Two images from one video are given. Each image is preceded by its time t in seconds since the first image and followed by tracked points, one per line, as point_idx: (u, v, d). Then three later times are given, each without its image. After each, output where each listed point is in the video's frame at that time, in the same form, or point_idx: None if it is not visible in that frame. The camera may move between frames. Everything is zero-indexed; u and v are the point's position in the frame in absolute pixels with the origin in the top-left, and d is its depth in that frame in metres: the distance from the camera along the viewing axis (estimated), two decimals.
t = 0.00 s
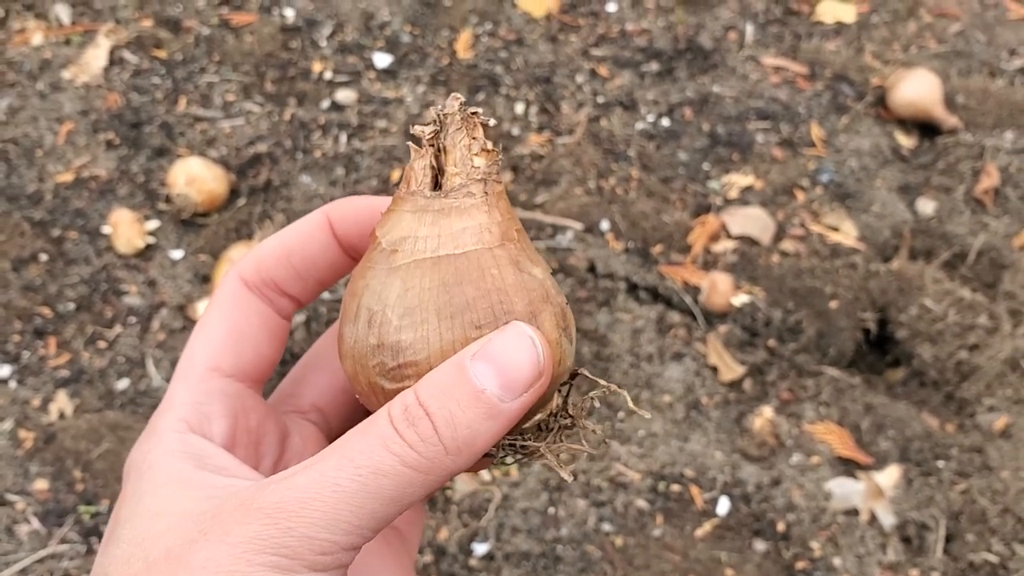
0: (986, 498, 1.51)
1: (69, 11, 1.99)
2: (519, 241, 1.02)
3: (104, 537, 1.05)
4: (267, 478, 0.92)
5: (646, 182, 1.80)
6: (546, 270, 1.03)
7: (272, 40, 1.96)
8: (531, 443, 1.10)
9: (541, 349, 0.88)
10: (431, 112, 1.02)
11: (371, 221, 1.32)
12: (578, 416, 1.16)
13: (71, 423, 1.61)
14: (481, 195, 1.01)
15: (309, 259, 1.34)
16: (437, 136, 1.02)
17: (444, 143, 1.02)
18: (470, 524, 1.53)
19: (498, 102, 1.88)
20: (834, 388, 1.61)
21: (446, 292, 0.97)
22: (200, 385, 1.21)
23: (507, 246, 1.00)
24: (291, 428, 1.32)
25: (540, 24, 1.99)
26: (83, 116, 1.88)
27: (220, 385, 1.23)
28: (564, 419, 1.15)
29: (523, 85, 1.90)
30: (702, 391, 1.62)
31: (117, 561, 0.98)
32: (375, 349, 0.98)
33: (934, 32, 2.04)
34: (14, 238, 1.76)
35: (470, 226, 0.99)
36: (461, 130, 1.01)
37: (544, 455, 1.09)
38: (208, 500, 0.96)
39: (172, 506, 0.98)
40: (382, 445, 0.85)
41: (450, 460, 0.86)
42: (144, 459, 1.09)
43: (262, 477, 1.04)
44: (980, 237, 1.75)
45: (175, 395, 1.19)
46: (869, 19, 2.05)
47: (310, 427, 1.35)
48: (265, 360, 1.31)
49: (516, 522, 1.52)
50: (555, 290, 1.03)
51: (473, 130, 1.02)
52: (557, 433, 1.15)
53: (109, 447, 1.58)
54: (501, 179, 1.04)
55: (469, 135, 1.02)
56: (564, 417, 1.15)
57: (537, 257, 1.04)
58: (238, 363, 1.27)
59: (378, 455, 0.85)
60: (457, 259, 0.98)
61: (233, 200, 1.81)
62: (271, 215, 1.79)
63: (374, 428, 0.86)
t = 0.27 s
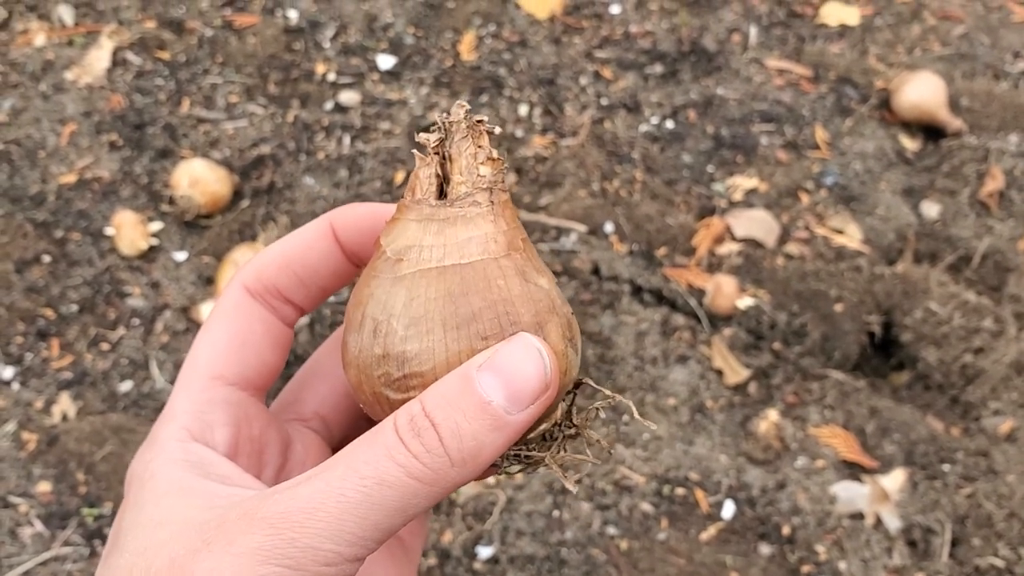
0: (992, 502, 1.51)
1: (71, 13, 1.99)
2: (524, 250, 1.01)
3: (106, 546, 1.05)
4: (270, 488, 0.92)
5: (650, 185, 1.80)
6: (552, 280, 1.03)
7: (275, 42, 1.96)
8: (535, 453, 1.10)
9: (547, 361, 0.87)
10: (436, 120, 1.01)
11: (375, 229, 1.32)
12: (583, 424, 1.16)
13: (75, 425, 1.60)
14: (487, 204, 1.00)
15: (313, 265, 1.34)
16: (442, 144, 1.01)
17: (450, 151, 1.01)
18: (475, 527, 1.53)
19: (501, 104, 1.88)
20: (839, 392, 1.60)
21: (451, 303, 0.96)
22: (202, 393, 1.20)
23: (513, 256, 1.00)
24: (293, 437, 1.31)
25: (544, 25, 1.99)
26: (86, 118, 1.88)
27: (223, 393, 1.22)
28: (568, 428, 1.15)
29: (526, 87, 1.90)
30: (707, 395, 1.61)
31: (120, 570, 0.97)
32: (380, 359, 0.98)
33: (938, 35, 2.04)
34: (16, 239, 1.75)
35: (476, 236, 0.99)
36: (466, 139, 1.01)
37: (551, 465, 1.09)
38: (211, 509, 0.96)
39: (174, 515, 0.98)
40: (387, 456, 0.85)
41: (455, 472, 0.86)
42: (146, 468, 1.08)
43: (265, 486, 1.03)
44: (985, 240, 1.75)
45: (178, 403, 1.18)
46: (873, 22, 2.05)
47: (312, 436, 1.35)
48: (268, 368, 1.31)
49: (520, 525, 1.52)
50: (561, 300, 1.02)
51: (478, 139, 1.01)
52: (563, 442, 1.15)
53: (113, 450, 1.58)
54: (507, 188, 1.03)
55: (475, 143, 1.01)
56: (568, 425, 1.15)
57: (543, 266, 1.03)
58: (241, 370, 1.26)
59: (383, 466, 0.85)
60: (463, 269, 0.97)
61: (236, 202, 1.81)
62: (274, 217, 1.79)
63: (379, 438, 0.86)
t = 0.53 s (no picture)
0: (994, 506, 1.51)
1: (73, 14, 1.99)
2: (527, 257, 1.01)
3: (106, 552, 1.05)
4: (271, 494, 0.92)
5: (652, 188, 1.80)
6: (555, 287, 1.03)
7: (277, 44, 1.96)
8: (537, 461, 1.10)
9: (550, 369, 0.87)
10: (439, 125, 1.01)
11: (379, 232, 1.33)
12: (585, 429, 1.16)
13: (75, 428, 1.60)
14: (490, 211, 1.00)
15: (314, 270, 1.34)
16: (444, 150, 1.01)
17: (452, 157, 1.01)
18: (476, 530, 1.52)
19: (503, 107, 1.88)
20: (841, 396, 1.60)
21: (454, 310, 0.96)
22: (202, 398, 1.20)
23: (515, 263, 0.99)
24: (293, 443, 1.31)
25: (546, 28, 1.99)
26: (87, 120, 1.88)
27: (223, 399, 1.22)
28: (570, 434, 1.15)
29: (528, 89, 1.90)
30: (709, 398, 1.61)
31: None
32: (383, 367, 0.98)
33: (940, 39, 2.04)
34: (17, 241, 1.75)
35: (478, 243, 0.99)
36: (469, 145, 1.01)
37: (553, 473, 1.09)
38: (211, 515, 0.96)
39: (174, 521, 0.97)
40: (389, 463, 0.84)
41: (457, 479, 0.85)
42: (146, 473, 1.08)
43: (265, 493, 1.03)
44: (986, 244, 1.75)
45: (178, 408, 1.18)
46: (875, 26, 2.05)
47: (312, 441, 1.35)
48: (269, 373, 1.30)
49: (522, 529, 1.52)
50: (564, 308, 1.02)
51: (481, 145, 1.01)
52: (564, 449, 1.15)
53: (113, 452, 1.57)
54: (509, 194, 1.03)
55: (477, 149, 1.01)
56: (570, 431, 1.15)
57: (546, 273, 1.03)
58: (241, 376, 1.26)
59: (385, 473, 0.85)
60: (466, 277, 0.97)
61: (238, 204, 1.81)
62: (276, 219, 1.78)
63: (382, 445, 0.85)
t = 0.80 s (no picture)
0: (993, 508, 1.51)
1: (74, 15, 1.99)
2: (526, 255, 1.01)
3: (105, 549, 1.04)
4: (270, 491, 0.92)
5: (652, 189, 1.80)
6: (554, 285, 1.03)
7: (277, 45, 1.96)
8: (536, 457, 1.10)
9: (549, 367, 0.87)
10: (437, 122, 1.01)
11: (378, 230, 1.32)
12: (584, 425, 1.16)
13: (75, 428, 1.60)
14: (488, 209, 1.00)
15: (314, 268, 1.34)
16: (443, 147, 1.01)
17: (451, 155, 1.01)
18: (476, 531, 1.52)
19: (503, 108, 1.88)
20: (840, 397, 1.60)
21: (453, 308, 0.96)
22: (201, 396, 1.20)
23: (514, 261, 0.99)
24: (293, 440, 1.31)
25: (546, 30, 1.99)
26: (88, 120, 1.88)
27: (222, 397, 1.22)
28: (570, 430, 1.15)
29: (528, 91, 1.90)
30: (709, 399, 1.61)
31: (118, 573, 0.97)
32: (382, 365, 0.98)
33: (940, 41, 2.04)
34: (17, 242, 1.75)
35: (477, 240, 0.99)
36: (467, 142, 1.00)
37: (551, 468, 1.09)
38: (210, 512, 0.96)
39: (172, 518, 0.97)
40: (388, 461, 0.84)
41: (456, 477, 0.85)
42: (146, 471, 1.08)
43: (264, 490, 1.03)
44: (986, 246, 1.75)
45: (177, 406, 1.18)
46: (875, 28, 2.06)
47: (312, 439, 1.35)
48: (268, 371, 1.30)
49: (521, 530, 1.52)
50: (563, 306, 1.02)
51: (478, 142, 1.01)
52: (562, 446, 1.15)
53: (113, 453, 1.57)
54: (508, 191, 1.03)
55: (476, 147, 1.01)
56: (569, 427, 1.15)
57: (545, 270, 1.03)
58: (240, 373, 1.25)
59: (383, 470, 0.84)
60: (464, 275, 0.97)
61: (238, 205, 1.81)
62: (276, 220, 1.78)
63: (381, 443, 0.85)
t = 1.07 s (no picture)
0: (994, 511, 1.51)
1: (74, 16, 1.99)
2: (530, 259, 1.01)
3: (105, 552, 1.04)
4: (271, 495, 0.91)
5: (653, 191, 1.80)
6: (557, 289, 1.02)
7: (278, 46, 1.96)
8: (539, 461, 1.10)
9: (551, 372, 0.87)
10: (444, 124, 1.01)
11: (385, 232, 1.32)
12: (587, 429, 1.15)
13: (75, 429, 1.60)
14: (493, 212, 1.00)
15: (319, 270, 1.33)
16: (449, 149, 1.01)
17: (456, 157, 1.01)
18: (476, 533, 1.52)
19: (504, 110, 1.88)
20: (841, 400, 1.60)
21: (455, 312, 0.96)
22: (202, 399, 1.20)
23: (518, 266, 0.99)
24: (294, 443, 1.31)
25: (547, 31, 1.99)
26: (88, 121, 1.88)
27: (223, 400, 1.22)
28: (573, 434, 1.14)
29: (529, 93, 1.90)
30: (709, 402, 1.61)
31: None
32: (384, 367, 0.98)
33: (941, 43, 2.04)
34: (18, 242, 1.75)
35: (481, 244, 0.98)
36: (472, 144, 1.00)
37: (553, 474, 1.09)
38: (211, 516, 0.96)
39: (173, 521, 0.97)
40: (389, 466, 0.84)
41: (457, 482, 0.85)
42: (146, 473, 1.08)
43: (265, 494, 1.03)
44: (987, 249, 1.75)
45: (178, 409, 1.18)
46: (876, 30, 2.06)
47: (313, 442, 1.35)
48: (270, 374, 1.30)
49: (522, 532, 1.52)
50: (567, 310, 1.02)
51: (484, 144, 1.01)
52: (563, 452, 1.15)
53: (113, 454, 1.57)
54: (513, 194, 1.03)
55: (481, 149, 1.01)
56: (574, 429, 1.14)
57: (549, 274, 1.03)
58: (241, 377, 1.25)
59: (384, 475, 0.84)
60: (467, 279, 0.97)
61: (238, 206, 1.81)
62: (277, 221, 1.78)
63: (382, 447, 0.85)
